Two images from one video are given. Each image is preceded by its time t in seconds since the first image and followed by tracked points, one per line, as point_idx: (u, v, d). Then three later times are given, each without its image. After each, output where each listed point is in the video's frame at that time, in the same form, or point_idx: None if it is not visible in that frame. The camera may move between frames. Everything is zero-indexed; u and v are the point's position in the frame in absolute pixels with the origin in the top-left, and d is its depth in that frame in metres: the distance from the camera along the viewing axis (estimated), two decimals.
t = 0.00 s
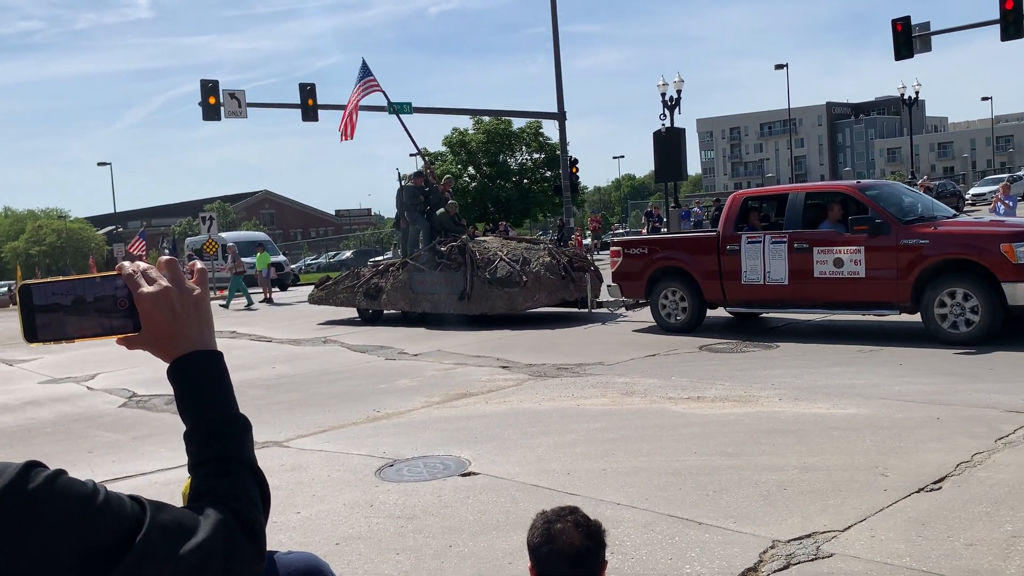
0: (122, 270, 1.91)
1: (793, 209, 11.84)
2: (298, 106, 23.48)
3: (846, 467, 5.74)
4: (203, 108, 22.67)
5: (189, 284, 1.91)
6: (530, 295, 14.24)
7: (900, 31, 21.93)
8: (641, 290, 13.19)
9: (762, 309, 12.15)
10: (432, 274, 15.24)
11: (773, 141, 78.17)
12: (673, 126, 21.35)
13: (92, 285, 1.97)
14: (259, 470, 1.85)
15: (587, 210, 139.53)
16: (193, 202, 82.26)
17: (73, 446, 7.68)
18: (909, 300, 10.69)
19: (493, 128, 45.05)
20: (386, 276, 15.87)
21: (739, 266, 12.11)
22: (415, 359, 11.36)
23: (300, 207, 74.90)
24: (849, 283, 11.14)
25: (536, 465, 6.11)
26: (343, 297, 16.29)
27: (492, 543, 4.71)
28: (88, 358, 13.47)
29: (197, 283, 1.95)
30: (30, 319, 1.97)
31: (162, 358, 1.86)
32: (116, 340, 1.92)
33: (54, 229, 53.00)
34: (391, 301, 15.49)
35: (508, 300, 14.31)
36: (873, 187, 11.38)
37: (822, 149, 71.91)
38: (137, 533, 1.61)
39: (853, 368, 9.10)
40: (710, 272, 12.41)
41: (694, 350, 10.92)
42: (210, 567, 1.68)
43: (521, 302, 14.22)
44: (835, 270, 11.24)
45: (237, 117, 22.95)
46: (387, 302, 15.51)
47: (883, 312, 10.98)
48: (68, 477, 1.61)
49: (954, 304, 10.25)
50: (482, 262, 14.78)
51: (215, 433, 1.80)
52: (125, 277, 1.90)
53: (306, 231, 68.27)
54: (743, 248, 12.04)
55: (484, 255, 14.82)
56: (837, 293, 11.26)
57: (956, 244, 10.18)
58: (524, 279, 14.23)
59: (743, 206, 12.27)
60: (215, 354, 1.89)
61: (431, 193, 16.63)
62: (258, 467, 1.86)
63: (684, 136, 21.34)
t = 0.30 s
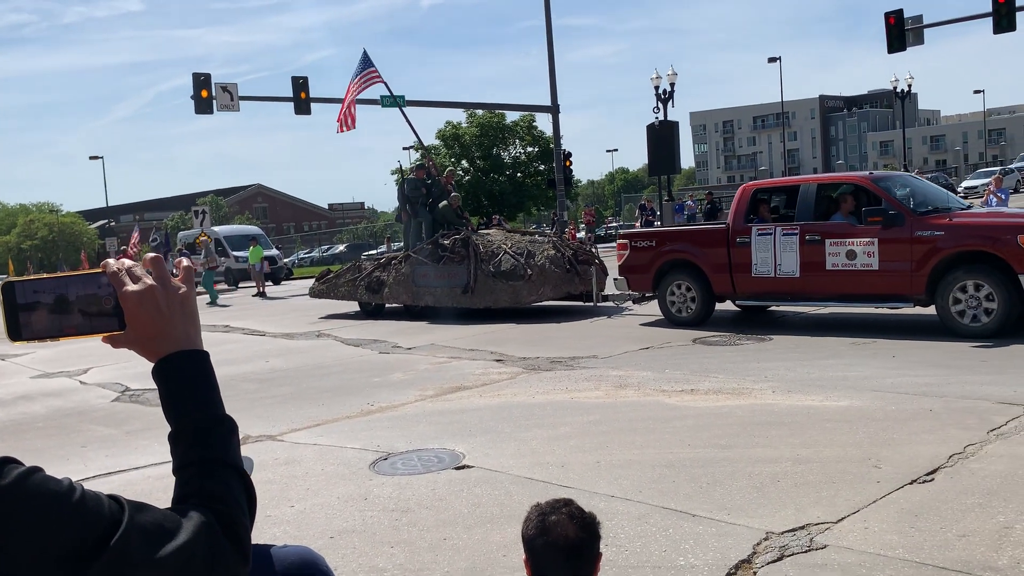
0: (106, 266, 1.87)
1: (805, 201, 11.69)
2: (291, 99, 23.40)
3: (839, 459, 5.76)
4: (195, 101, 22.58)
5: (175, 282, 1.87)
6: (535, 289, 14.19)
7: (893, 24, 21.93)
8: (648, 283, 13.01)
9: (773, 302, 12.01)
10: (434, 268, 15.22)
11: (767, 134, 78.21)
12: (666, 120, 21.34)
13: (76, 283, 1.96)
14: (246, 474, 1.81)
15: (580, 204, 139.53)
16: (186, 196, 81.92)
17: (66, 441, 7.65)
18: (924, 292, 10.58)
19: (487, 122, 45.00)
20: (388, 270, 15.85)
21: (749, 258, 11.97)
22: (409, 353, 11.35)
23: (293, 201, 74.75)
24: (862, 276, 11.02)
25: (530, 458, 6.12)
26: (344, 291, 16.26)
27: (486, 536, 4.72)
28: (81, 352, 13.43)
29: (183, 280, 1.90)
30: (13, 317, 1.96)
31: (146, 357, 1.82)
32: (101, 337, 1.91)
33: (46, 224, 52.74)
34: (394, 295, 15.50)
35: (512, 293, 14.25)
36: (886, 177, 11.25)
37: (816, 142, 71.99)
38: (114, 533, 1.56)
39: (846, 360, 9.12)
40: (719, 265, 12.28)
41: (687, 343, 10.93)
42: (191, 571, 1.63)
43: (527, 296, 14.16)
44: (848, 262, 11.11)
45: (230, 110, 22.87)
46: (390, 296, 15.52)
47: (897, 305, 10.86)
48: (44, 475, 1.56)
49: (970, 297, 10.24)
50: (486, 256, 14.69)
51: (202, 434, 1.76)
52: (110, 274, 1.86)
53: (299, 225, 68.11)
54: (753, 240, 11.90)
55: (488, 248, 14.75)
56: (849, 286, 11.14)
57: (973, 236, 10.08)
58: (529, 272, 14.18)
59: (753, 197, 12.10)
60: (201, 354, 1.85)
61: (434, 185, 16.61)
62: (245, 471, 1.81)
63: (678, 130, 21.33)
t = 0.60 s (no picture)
0: (82, 262, 1.79)
1: (809, 195, 11.58)
2: (277, 95, 23.30)
3: (826, 454, 5.79)
4: (181, 97, 22.46)
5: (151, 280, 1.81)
6: (534, 286, 14.15)
7: (878, 21, 22.04)
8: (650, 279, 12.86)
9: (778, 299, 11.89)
10: (431, 264, 15.17)
11: (753, 131, 78.48)
12: (653, 116, 21.38)
13: (49, 278, 1.83)
14: (221, 478, 1.75)
15: (568, 200, 139.59)
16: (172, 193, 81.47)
17: (52, 439, 7.61)
18: (932, 288, 10.47)
19: (474, 118, 44.97)
20: (384, 266, 15.77)
21: (753, 254, 11.86)
22: (396, 350, 11.34)
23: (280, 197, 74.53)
24: (869, 271, 10.92)
25: (519, 454, 6.13)
26: (340, 287, 16.14)
27: (475, 533, 4.72)
28: (66, 351, 13.34)
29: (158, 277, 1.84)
30: None
31: (122, 356, 1.77)
32: (73, 334, 1.81)
33: (30, 221, 52.34)
34: (390, 292, 15.42)
35: (512, 290, 14.22)
36: (892, 173, 11.17)
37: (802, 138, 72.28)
38: (77, 539, 1.48)
39: (833, 355, 9.16)
40: (722, 261, 12.17)
41: (675, 339, 10.95)
42: None
43: (526, 292, 14.13)
44: (854, 257, 11.01)
45: (216, 107, 22.76)
46: (387, 293, 15.45)
47: (905, 301, 10.75)
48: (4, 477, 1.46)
49: (977, 293, 10.07)
50: (485, 252, 14.67)
51: (177, 434, 1.71)
52: (84, 270, 1.79)
53: (286, 222, 67.86)
54: (757, 236, 11.79)
55: (487, 245, 14.71)
56: (856, 281, 11.03)
57: (982, 230, 9.97)
58: (528, 269, 14.13)
59: (755, 193, 11.99)
60: (177, 353, 1.80)
61: (431, 180, 16.58)
62: (220, 474, 1.76)
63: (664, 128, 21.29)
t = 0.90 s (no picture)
0: (50, 268, 1.69)
1: (810, 196, 11.42)
2: (261, 96, 23.21)
3: (808, 455, 5.83)
4: (163, 99, 22.33)
5: (121, 285, 1.72)
6: (530, 287, 13.99)
7: (860, 24, 22.19)
8: (649, 280, 12.69)
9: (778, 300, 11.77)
10: (425, 266, 15.12)
11: (737, 133, 78.85)
12: (637, 119, 21.43)
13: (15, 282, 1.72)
14: (187, 487, 1.73)
15: (553, 201, 139.84)
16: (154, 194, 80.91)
17: (32, 443, 7.55)
18: (937, 289, 10.36)
19: (458, 120, 45.01)
20: (377, 268, 15.75)
21: (753, 255, 11.70)
22: (381, 352, 11.33)
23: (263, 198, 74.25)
24: (871, 272, 10.80)
25: (503, 456, 6.13)
26: (333, 289, 16.12)
27: (460, 535, 4.72)
28: (48, 354, 13.23)
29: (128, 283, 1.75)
30: None
31: (91, 365, 1.68)
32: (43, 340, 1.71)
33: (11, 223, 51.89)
34: (384, 294, 15.40)
35: (507, 292, 14.07)
36: (895, 172, 11.02)
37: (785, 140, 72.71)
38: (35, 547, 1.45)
39: (815, 356, 9.21)
40: (723, 262, 12.01)
41: (659, 340, 10.99)
42: None
43: (522, 294, 13.96)
44: (857, 258, 10.89)
45: (199, 108, 22.64)
46: (380, 295, 15.42)
47: (908, 303, 10.64)
48: None
49: (982, 293, 9.99)
50: (480, 254, 14.60)
51: (144, 443, 1.69)
52: (51, 276, 1.69)
53: (269, 223, 67.59)
54: (758, 236, 11.64)
55: (482, 246, 14.64)
56: (858, 283, 10.92)
57: (986, 232, 9.86)
58: (524, 270, 14.03)
59: (755, 194, 11.81)
60: (146, 360, 1.73)
61: (426, 181, 16.58)
62: (186, 483, 1.74)
63: (648, 128, 21.41)
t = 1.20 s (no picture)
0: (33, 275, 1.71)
1: (817, 199, 11.30)
2: (248, 100, 23.12)
3: (795, 458, 5.84)
4: (150, 101, 22.22)
5: (104, 295, 1.72)
6: (531, 291, 13.94)
7: (847, 30, 22.32)
8: (652, 285, 12.55)
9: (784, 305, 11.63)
10: (424, 270, 14.77)
11: (724, 137, 79.17)
12: (625, 123, 21.48)
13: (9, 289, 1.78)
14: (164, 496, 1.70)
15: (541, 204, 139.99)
16: (140, 197, 80.45)
17: (16, 447, 7.49)
18: (946, 293, 10.25)
19: (446, 124, 45.05)
20: (374, 271, 15.55)
21: (759, 259, 11.57)
22: (368, 356, 11.29)
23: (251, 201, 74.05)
24: (878, 276, 10.66)
25: (491, 460, 6.12)
26: (329, 292, 16.00)
27: (447, 539, 4.71)
28: (32, 358, 13.13)
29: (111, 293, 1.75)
30: None
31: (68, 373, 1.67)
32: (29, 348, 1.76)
33: None
34: (381, 297, 15.17)
35: (506, 296, 13.96)
36: (903, 176, 10.93)
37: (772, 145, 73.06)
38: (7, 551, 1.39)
39: (802, 360, 9.24)
40: (727, 267, 11.87)
41: (646, 344, 11.01)
42: None
43: (523, 298, 13.88)
44: (865, 262, 10.76)
45: (186, 111, 22.54)
46: (377, 299, 15.20)
47: (915, 307, 10.50)
48: None
49: (993, 298, 9.88)
50: (479, 257, 14.39)
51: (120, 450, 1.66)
52: (36, 284, 1.71)
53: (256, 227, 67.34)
54: (763, 240, 11.52)
55: (481, 249, 14.46)
56: (865, 287, 10.76)
57: (996, 235, 9.77)
58: (524, 274, 13.90)
59: (761, 197, 11.73)
60: (125, 371, 1.72)
61: (423, 184, 16.53)
62: (162, 491, 1.70)
63: (636, 133, 21.44)
